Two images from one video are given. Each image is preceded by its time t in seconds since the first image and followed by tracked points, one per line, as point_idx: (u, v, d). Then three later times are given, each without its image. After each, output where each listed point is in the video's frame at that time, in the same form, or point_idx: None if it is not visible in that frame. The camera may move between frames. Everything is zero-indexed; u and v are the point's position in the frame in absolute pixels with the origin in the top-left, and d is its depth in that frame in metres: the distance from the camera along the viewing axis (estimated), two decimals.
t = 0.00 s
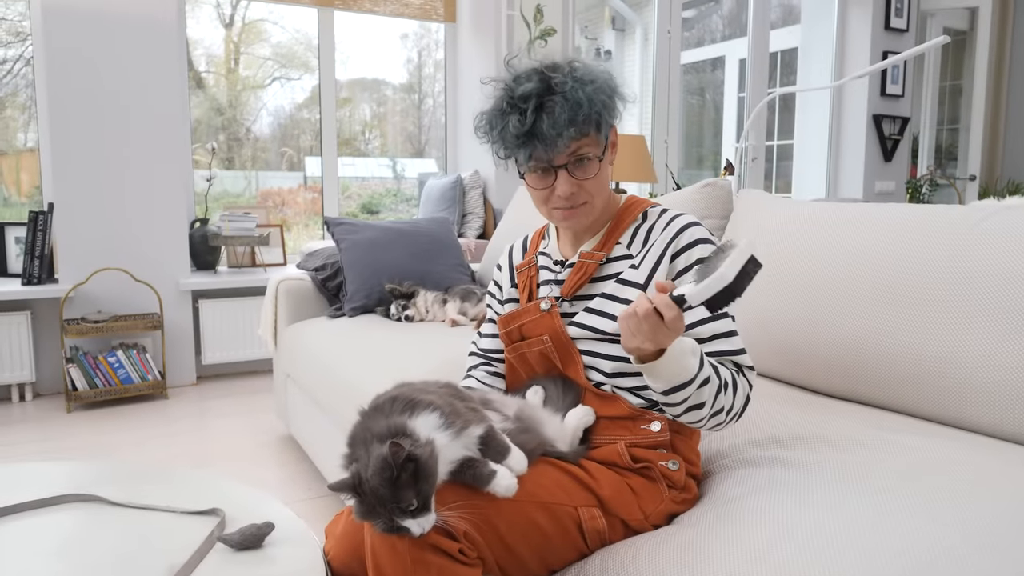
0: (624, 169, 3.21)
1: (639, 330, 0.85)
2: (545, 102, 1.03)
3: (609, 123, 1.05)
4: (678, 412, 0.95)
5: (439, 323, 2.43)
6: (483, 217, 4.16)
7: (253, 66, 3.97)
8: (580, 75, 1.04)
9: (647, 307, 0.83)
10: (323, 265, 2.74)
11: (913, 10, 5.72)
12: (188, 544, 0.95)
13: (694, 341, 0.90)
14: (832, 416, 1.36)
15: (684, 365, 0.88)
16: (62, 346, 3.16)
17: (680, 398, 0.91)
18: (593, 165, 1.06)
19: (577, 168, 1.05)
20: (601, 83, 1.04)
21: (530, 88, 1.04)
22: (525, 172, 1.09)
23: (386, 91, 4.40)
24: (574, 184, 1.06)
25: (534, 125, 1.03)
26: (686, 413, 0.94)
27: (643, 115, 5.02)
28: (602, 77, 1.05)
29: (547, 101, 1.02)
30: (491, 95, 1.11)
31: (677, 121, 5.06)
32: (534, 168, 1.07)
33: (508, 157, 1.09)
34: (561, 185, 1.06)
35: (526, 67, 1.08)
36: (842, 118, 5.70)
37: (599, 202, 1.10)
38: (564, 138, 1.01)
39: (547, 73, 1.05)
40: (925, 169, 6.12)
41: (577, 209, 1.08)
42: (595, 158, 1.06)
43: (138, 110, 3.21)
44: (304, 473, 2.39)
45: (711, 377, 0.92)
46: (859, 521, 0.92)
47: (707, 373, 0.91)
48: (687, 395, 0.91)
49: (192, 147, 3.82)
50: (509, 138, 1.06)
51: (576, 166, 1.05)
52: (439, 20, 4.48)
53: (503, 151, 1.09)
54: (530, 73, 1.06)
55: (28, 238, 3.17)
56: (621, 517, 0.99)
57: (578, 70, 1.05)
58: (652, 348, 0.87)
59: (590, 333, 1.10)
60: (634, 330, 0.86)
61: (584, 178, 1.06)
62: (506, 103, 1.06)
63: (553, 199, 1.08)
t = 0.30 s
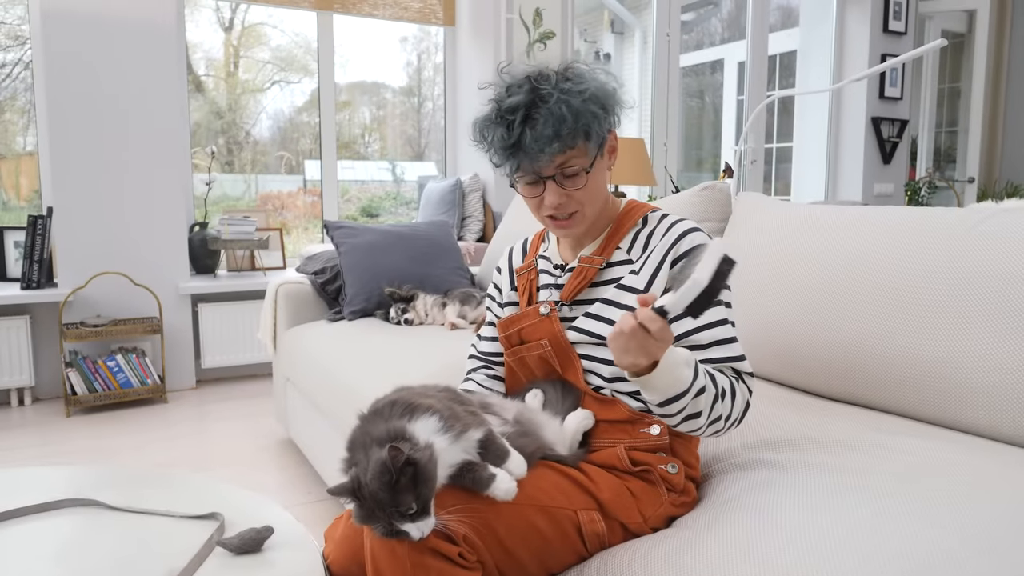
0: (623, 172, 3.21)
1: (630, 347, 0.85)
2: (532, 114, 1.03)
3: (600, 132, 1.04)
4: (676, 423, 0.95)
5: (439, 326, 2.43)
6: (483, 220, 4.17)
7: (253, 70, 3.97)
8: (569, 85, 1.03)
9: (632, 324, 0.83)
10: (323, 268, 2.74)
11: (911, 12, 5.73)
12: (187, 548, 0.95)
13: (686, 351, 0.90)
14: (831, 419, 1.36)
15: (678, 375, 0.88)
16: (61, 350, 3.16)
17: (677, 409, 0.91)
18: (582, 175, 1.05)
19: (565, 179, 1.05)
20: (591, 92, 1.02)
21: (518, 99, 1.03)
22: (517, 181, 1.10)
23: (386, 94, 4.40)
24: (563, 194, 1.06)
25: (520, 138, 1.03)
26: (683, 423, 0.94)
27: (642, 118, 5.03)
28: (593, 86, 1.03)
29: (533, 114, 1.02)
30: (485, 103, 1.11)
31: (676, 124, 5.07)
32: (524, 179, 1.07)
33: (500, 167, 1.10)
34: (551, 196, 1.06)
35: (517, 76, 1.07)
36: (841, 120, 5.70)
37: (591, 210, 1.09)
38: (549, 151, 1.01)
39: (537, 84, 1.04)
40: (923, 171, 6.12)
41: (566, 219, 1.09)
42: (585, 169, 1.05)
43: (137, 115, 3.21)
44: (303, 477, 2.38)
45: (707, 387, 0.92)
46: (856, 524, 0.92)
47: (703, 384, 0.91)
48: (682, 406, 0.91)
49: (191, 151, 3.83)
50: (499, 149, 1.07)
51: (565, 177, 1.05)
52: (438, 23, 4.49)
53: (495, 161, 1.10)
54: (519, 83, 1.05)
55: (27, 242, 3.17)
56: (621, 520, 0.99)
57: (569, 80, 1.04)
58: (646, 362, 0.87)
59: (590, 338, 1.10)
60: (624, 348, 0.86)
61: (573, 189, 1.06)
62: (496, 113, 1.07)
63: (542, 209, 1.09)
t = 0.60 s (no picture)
0: (622, 175, 3.21)
1: (548, 378, 0.88)
2: (518, 119, 1.04)
3: (587, 141, 1.03)
4: (655, 435, 0.94)
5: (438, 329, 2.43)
6: (482, 223, 4.17)
7: (253, 73, 3.98)
8: (557, 92, 1.02)
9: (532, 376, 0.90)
10: (323, 271, 2.75)
11: (910, 15, 5.74)
12: (187, 550, 0.95)
13: (644, 363, 0.91)
14: (830, 421, 1.37)
15: (636, 388, 0.89)
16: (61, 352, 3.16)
17: (648, 420, 0.91)
18: (567, 182, 1.05)
19: (551, 185, 1.05)
20: (579, 101, 1.02)
21: (506, 104, 1.04)
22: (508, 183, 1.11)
23: (385, 97, 4.41)
24: (548, 199, 1.06)
25: (505, 144, 1.04)
26: (662, 434, 0.93)
27: (642, 121, 5.03)
28: (582, 95, 1.03)
29: (518, 119, 1.03)
30: (482, 105, 1.12)
31: (675, 127, 5.08)
32: (512, 182, 1.08)
33: (493, 170, 1.12)
34: (536, 199, 1.07)
35: (512, 81, 1.07)
36: (840, 123, 5.71)
37: (579, 216, 1.09)
38: (529, 157, 1.02)
39: (527, 90, 1.05)
40: (922, 174, 6.12)
41: (552, 224, 1.09)
42: (570, 176, 1.05)
43: (137, 118, 3.22)
44: (303, 480, 2.38)
45: (678, 395, 0.91)
46: (855, 526, 0.92)
47: (669, 393, 0.90)
48: (652, 418, 0.90)
49: (191, 153, 3.83)
50: (488, 151, 1.08)
51: (550, 183, 1.04)
52: (438, 26, 4.49)
53: (488, 165, 1.11)
54: (511, 88, 1.06)
55: (27, 245, 3.18)
56: (620, 523, 1.00)
57: (560, 87, 1.04)
58: (582, 373, 0.87)
59: (590, 341, 1.09)
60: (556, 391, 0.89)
61: (558, 194, 1.05)
62: (488, 116, 1.08)
63: (531, 213, 1.10)
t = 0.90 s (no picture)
0: (621, 176, 3.22)
1: (454, 371, 0.87)
2: (516, 118, 1.04)
3: (584, 140, 1.03)
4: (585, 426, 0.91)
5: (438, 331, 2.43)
6: (482, 225, 4.17)
7: (252, 75, 3.98)
8: (556, 92, 1.02)
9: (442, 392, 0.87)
10: (322, 273, 2.75)
11: (909, 17, 5.75)
12: (186, 552, 0.94)
13: (556, 351, 0.92)
14: (830, 423, 1.36)
15: (545, 371, 0.89)
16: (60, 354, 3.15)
17: (569, 405, 0.89)
18: (564, 180, 1.05)
19: (548, 183, 1.05)
20: (576, 100, 1.02)
21: (505, 103, 1.05)
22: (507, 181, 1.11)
23: (385, 100, 4.41)
24: (545, 198, 1.06)
25: (502, 142, 1.04)
26: (589, 423, 0.90)
27: (641, 124, 5.04)
28: (580, 94, 1.03)
29: (516, 118, 1.03)
30: (482, 104, 1.13)
31: (675, 130, 5.09)
32: (511, 180, 1.09)
33: (493, 169, 1.12)
34: (533, 197, 1.07)
35: (512, 80, 1.08)
36: (840, 125, 5.73)
37: (576, 215, 1.08)
38: (526, 156, 1.02)
39: (526, 88, 1.05)
40: (921, 177, 6.13)
41: (549, 221, 1.09)
42: (567, 175, 1.05)
43: (134, 121, 3.22)
44: (302, 482, 2.38)
45: (592, 377, 0.90)
46: (855, 528, 0.92)
47: (581, 373, 0.90)
48: (570, 401, 0.89)
49: (191, 156, 3.83)
50: (487, 150, 1.09)
51: (546, 181, 1.05)
52: (438, 29, 4.50)
53: (487, 163, 1.12)
54: (510, 87, 1.06)
55: (26, 247, 3.18)
56: (620, 525, 1.00)
57: (558, 86, 1.04)
58: (479, 360, 0.89)
59: (588, 338, 1.08)
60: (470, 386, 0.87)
61: (555, 192, 1.05)
62: (488, 114, 1.08)
63: (529, 210, 1.10)
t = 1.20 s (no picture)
0: (621, 177, 3.22)
1: (473, 374, 0.88)
2: (514, 119, 1.04)
3: (582, 140, 1.03)
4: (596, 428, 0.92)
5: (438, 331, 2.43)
6: (482, 226, 4.16)
7: (253, 76, 3.99)
8: (553, 93, 1.02)
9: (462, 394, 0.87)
10: (323, 274, 2.75)
11: (910, 18, 5.76)
12: (187, 553, 0.94)
13: (567, 354, 0.93)
14: (830, 424, 1.36)
15: (557, 374, 0.90)
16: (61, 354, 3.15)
17: (581, 407, 0.90)
18: (563, 181, 1.05)
19: (546, 184, 1.05)
20: (573, 101, 1.02)
21: (502, 105, 1.05)
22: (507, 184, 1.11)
23: (386, 101, 4.42)
24: (544, 199, 1.06)
25: (501, 143, 1.04)
26: (601, 424, 0.91)
27: (642, 125, 5.04)
28: (577, 95, 1.03)
29: (514, 120, 1.03)
30: (481, 107, 1.13)
31: (676, 131, 5.09)
32: (511, 182, 1.09)
33: (492, 171, 1.12)
34: (533, 198, 1.07)
35: (509, 82, 1.08)
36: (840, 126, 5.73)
37: (576, 215, 1.08)
38: (524, 157, 1.02)
39: (523, 90, 1.05)
40: (922, 178, 6.12)
41: (549, 222, 1.09)
42: (566, 175, 1.05)
43: (135, 121, 3.22)
44: (303, 483, 2.38)
45: (604, 380, 0.91)
46: (856, 529, 0.92)
47: (592, 376, 0.90)
48: (582, 404, 0.90)
49: (192, 157, 3.83)
50: (486, 153, 1.09)
51: (545, 183, 1.05)
52: (439, 30, 4.50)
53: (487, 165, 1.12)
54: (507, 89, 1.06)
55: (27, 248, 3.18)
56: (620, 525, 1.00)
57: (555, 87, 1.04)
58: (494, 361, 0.90)
59: (587, 337, 1.08)
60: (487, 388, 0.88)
61: (554, 193, 1.05)
62: (486, 117, 1.09)
63: (529, 212, 1.10)
